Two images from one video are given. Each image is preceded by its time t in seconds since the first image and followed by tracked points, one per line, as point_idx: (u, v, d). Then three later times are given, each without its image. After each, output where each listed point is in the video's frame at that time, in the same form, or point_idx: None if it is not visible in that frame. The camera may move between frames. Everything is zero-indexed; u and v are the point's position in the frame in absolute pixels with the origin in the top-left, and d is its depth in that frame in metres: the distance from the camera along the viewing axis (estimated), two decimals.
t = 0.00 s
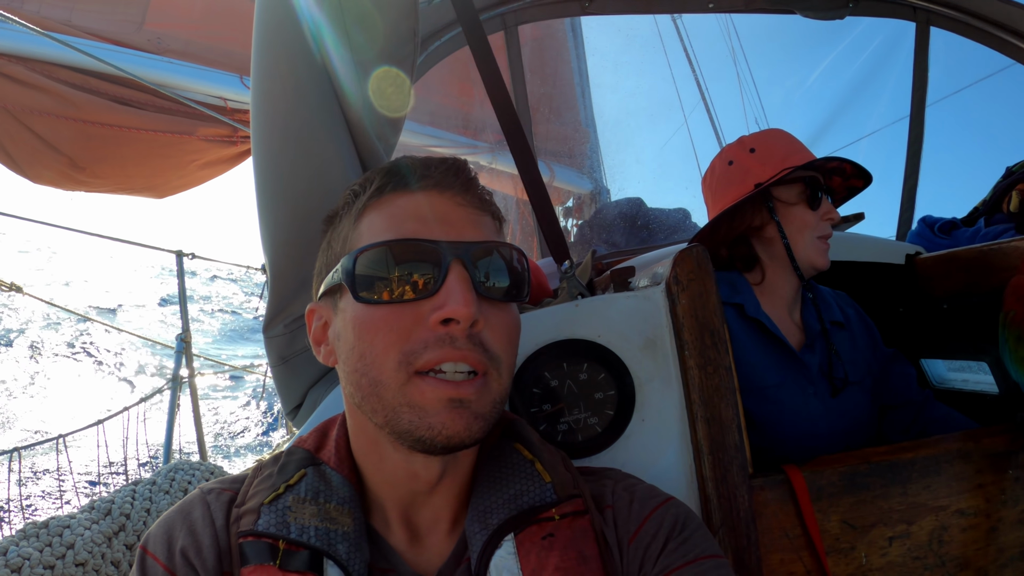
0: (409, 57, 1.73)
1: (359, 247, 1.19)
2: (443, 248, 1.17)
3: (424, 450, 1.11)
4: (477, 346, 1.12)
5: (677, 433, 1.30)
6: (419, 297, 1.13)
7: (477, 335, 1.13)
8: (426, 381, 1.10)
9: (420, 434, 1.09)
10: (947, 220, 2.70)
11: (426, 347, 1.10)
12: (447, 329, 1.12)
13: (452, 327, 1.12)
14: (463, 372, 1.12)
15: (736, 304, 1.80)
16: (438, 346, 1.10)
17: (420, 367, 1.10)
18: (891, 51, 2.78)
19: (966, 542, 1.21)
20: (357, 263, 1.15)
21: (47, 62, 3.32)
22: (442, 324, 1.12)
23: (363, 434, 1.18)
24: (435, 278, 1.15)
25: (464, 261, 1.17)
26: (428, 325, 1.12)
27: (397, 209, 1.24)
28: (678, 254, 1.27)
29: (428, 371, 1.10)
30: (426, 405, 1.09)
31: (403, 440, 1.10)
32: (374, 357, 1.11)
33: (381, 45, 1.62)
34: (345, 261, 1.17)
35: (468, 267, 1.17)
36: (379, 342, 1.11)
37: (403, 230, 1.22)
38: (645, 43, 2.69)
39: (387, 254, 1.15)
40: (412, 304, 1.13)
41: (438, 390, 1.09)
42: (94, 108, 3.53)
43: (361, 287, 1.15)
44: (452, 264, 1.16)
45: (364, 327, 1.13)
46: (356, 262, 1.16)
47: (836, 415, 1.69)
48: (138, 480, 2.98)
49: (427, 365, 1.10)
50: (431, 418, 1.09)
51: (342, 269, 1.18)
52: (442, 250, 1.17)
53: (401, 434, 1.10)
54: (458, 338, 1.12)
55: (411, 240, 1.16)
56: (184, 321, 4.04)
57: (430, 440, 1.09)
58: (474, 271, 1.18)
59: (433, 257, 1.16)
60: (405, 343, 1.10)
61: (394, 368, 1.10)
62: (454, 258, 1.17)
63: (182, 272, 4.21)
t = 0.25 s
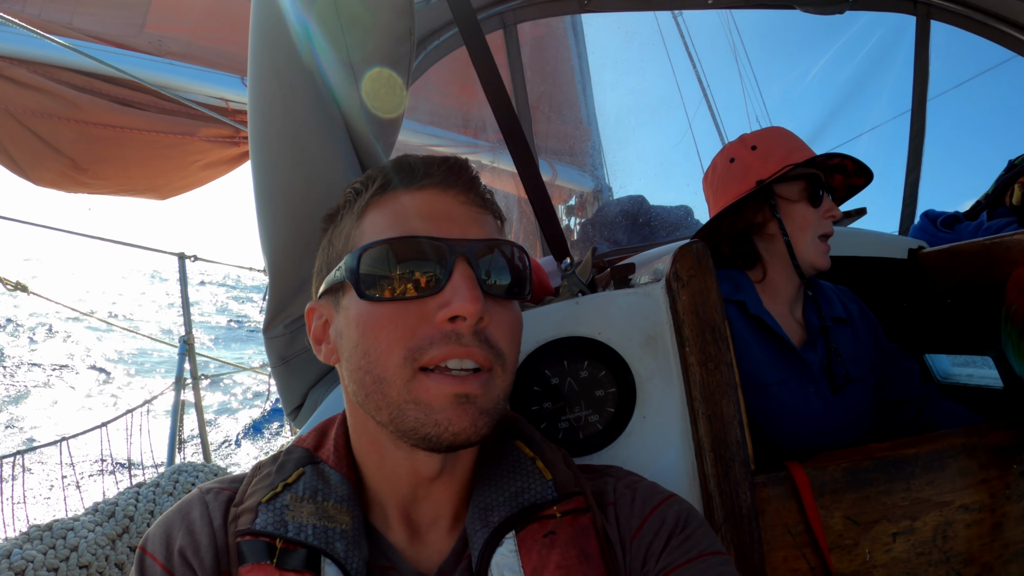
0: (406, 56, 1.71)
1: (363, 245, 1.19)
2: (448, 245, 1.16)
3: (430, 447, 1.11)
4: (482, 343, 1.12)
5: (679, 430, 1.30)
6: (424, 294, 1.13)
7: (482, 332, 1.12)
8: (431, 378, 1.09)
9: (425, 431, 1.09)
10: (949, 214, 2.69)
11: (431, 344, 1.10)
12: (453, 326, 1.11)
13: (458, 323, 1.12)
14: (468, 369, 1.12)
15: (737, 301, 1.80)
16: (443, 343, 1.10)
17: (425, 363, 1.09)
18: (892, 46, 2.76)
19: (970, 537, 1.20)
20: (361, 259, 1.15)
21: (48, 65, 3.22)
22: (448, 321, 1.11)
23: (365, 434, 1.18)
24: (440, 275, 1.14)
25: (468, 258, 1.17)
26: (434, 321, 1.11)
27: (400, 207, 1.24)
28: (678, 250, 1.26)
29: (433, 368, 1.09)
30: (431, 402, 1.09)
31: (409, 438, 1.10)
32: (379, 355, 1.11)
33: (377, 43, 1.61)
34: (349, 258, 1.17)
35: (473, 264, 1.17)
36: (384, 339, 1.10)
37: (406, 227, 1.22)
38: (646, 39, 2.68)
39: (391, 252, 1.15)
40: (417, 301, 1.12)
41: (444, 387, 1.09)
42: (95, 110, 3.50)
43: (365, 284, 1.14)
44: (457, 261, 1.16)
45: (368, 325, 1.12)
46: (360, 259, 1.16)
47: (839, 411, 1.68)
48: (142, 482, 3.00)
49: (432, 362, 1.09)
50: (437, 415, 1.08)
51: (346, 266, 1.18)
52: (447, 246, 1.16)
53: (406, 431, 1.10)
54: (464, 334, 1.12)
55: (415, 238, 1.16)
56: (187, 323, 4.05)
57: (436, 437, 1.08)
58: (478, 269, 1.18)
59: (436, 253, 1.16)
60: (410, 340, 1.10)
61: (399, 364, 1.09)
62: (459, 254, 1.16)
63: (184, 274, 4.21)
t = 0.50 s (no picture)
0: (401, 53, 1.69)
1: (368, 247, 1.18)
2: (454, 249, 1.15)
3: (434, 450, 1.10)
4: (488, 348, 1.11)
5: (677, 427, 1.29)
6: (429, 298, 1.12)
7: (488, 337, 1.12)
8: (436, 383, 1.08)
9: (430, 436, 1.08)
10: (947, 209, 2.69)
11: (436, 348, 1.09)
12: (459, 331, 1.11)
13: (465, 329, 1.11)
14: (473, 375, 1.11)
15: (736, 298, 1.80)
16: (449, 348, 1.09)
17: (431, 367, 1.08)
18: (889, 41, 2.75)
19: (969, 533, 1.20)
20: (366, 262, 1.14)
21: (44, 61, 3.22)
22: (453, 326, 1.11)
23: (365, 434, 1.18)
24: (446, 279, 1.14)
25: (475, 262, 1.16)
26: (439, 326, 1.11)
27: (407, 207, 1.23)
28: (675, 247, 1.25)
29: (438, 373, 1.09)
30: (436, 406, 1.08)
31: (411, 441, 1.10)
32: (385, 358, 1.10)
33: (371, 41, 1.59)
34: (353, 260, 1.17)
35: (479, 269, 1.16)
36: (388, 343, 1.10)
37: (412, 228, 1.21)
38: (644, 36, 2.67)
39: (397, 254, 1.15)
40: (422, 306, 1.12)
41: (449, 392, 1.08)
42: (91, 106, 3.44)
43: (369, 287, 1.13)
44: (463, 266, 1.15)
45: (374, 327, 1.11)
46: (365, 261, 1.15)
47: (837, 406, 1.68)
48: (141, 482, 3.00)
49: (438, 366, 1.08)
50: (442, 420, 1.08)
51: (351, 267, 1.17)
52: (456, 250, 1.15)
53: (411, 435, 1.09)
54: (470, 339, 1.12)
55: (421, 241, 1.15)
56: (185, 322, 4.03)
57: (440, 442, 1.08)
58: (486, 274, 1.17)
59: (442, 257, 1.15)
60: (416, 343, 1.09)
61: (404, 369, 1.09)
62: (465, 259, 1.16)
63: (182, 273, 4.20)
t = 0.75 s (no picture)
0: (405, 55, 1.68)
1: (411, 249, 1.18)
2: (499, 258, 1.17)
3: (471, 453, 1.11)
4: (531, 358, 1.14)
5: (678, 428, 1.29)
6: (476, 305, 1.13)
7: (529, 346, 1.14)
8: (482, 389, 1.09)
9: (471, 439, 1.09)
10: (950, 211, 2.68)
11: (483, 355, 1.10)
12: (503, 339, 1.12)
13: (510, 337, 1.13)
14: (512, 383, 1.13)
15: (737, 300, 1.80)
16: (494, 355, 1.11)
17: (477, 373, 1.09)
18: (891, 44, 2.75)
19: (971, 536, 1.20)
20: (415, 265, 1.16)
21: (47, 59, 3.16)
22: (499, 334, 1.12)
23: (373, 435, 1.19)
24: (490, 287, 1.15)
25: (516, 273, 1.19)
26: (484, 333, 1.12)
27: (448, 211, 1.24)
28: (676, 249, 1.26)
29: (483, 379, 1.10)
30: (479, 411, 1.09)
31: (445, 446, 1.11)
32: (427, 361, 1.10)
33: (374, 43, 1.60)
34: (397, 263, 1.17)
35: (519, 280, 1.19)
36: (433, 347, 1.10)
37: (451, 233, 1.21)
38: (646, 38, 2.68)
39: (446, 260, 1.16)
40: (468, 313, 1.12)
41: (493, 399, 1.09)
42: (95, 105, 3.45)
43: (416, 289, 1.14)
44: (507, 275, 1.17)
45: (416, 329, 1.11)
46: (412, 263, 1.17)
47: (839, 408, 1.68)
48: (143, 483, 3.00)
49: (485, 372, 1.10)
50: (484, 426, 1.08)
51: (393, 266, 1.17)
52: (502, 260, 1.17)
53: (449, 437, 1.10)
54: (513, 347, 1.14)
55: (466, 248, 1.17)
56: (187, 323, 4.04)
57: (478, 446, 1.09)
58: (526, 284, 1.21)
59: (488, 265, 1.16)
60: (462, 349, 1.10)
61: (450, 373, 1.09)
62: (509, 269, 1.18)
63: (184, 273, 4.20)
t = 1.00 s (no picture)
0: (406, 57, 1.70)
1: (438, 242, 1.24)
2: (520, 252, 1.26)
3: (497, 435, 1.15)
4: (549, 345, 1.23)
5: (679, 431, 1.30)
6: (503, 292, 1.20)
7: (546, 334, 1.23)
8: (509, 371, 1.16)
9: (499, 420, 1.13)
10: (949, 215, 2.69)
11: (509, 339, 1.18)
12: (525, 325, 1.21)
13: (530, 324, 1.22)
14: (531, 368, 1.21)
15: (737, 303, 1.80)
16: (519, 340, 1.19)
17: (505, 356, 1.16)
18: (891, 49, 2.77)
19: (969, 539, 1.20)
20: (445, 256, 1.22)
21: (47, 57, 3.15)
22: (523, 321, 1.20)
23: (382, 432, 1.21)
24: (514, 278, 1.23)
25: (533, 267, 1.28)
26: (509, 319, 1.19)
27: (469, 211, 1.32)
28: (678, 253, 1.26)
29: (509, 362, 1.17)
30: (507, 392, 1.14)
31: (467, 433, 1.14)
32: (457, 344, 1.15)
33: (377, 44, 1.61)
34: (427, 254, 1.23)
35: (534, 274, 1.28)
36: (464, 330, 1.16)
37: (469, 230, 1.29)
38: (647, 41, 2.68)
39: (473, 251, 1.23)
40: (495, 300, 1.19)
41: (520, 379, 1.15)
42: (95, 104, 3.44)
43: (450, 276, 1.20)
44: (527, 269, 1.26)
45: (448, 314, 1.17)
46: (440, 255, 1.23)
47: (838, 411, 1.68)
48: (142, 482, 3.00)
49: (511, 355, 1.17)
50: (513, 406, 1.13)
51: (422, 257, 1.23)
52: (523, 254, 1.26)
53: (477, 419, 1.13)
54: (531, 334, 1.22)
55: (491, 242, 1.25)
56: (187, 323, 4.04)
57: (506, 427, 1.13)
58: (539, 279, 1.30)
59: (509, 258, 1.24)
60: (490, 334, 1.16)
61: (480, 356, 1.15)
62: (529, 263, 1.27)
63: (184, 273, 4.20)
